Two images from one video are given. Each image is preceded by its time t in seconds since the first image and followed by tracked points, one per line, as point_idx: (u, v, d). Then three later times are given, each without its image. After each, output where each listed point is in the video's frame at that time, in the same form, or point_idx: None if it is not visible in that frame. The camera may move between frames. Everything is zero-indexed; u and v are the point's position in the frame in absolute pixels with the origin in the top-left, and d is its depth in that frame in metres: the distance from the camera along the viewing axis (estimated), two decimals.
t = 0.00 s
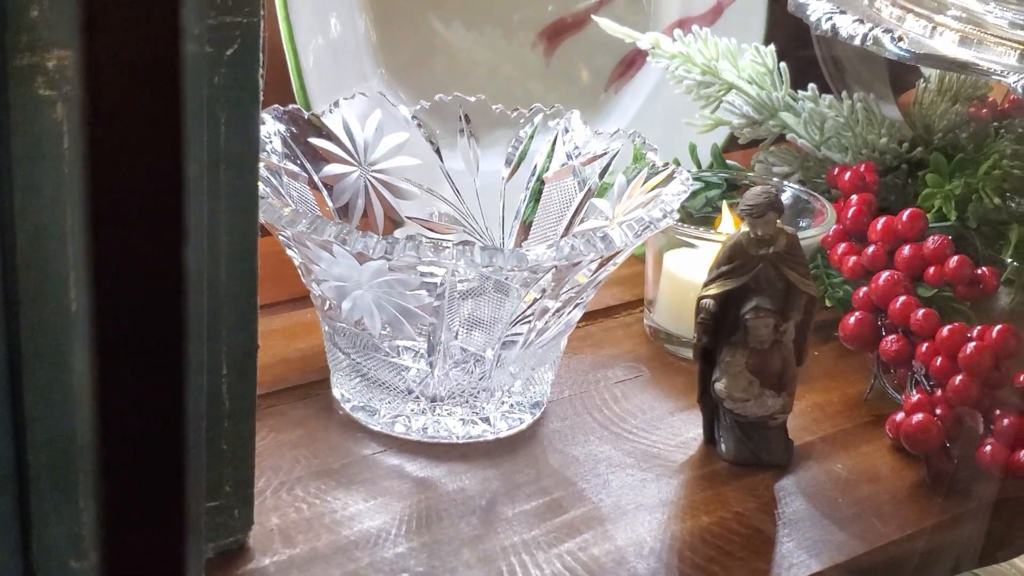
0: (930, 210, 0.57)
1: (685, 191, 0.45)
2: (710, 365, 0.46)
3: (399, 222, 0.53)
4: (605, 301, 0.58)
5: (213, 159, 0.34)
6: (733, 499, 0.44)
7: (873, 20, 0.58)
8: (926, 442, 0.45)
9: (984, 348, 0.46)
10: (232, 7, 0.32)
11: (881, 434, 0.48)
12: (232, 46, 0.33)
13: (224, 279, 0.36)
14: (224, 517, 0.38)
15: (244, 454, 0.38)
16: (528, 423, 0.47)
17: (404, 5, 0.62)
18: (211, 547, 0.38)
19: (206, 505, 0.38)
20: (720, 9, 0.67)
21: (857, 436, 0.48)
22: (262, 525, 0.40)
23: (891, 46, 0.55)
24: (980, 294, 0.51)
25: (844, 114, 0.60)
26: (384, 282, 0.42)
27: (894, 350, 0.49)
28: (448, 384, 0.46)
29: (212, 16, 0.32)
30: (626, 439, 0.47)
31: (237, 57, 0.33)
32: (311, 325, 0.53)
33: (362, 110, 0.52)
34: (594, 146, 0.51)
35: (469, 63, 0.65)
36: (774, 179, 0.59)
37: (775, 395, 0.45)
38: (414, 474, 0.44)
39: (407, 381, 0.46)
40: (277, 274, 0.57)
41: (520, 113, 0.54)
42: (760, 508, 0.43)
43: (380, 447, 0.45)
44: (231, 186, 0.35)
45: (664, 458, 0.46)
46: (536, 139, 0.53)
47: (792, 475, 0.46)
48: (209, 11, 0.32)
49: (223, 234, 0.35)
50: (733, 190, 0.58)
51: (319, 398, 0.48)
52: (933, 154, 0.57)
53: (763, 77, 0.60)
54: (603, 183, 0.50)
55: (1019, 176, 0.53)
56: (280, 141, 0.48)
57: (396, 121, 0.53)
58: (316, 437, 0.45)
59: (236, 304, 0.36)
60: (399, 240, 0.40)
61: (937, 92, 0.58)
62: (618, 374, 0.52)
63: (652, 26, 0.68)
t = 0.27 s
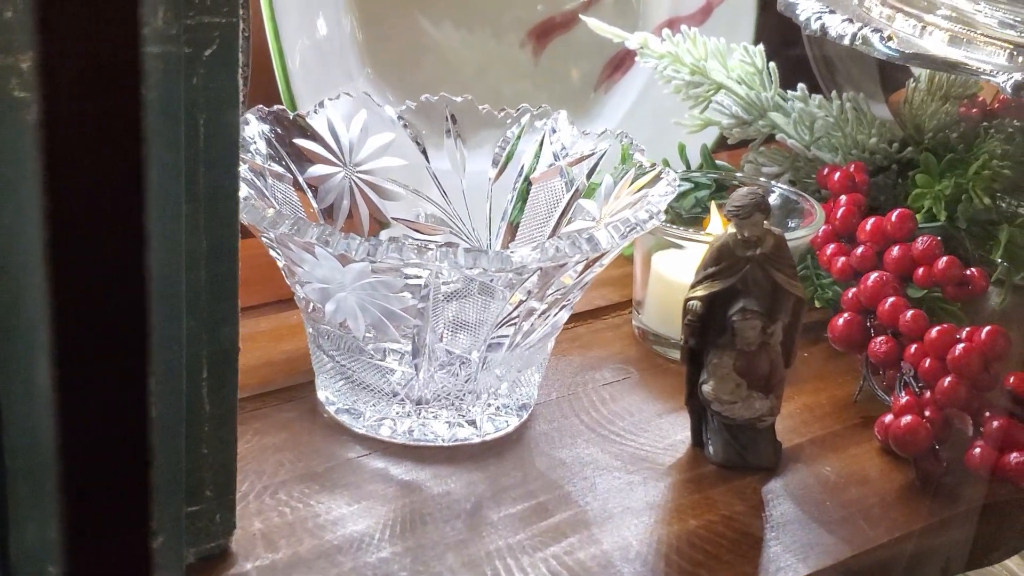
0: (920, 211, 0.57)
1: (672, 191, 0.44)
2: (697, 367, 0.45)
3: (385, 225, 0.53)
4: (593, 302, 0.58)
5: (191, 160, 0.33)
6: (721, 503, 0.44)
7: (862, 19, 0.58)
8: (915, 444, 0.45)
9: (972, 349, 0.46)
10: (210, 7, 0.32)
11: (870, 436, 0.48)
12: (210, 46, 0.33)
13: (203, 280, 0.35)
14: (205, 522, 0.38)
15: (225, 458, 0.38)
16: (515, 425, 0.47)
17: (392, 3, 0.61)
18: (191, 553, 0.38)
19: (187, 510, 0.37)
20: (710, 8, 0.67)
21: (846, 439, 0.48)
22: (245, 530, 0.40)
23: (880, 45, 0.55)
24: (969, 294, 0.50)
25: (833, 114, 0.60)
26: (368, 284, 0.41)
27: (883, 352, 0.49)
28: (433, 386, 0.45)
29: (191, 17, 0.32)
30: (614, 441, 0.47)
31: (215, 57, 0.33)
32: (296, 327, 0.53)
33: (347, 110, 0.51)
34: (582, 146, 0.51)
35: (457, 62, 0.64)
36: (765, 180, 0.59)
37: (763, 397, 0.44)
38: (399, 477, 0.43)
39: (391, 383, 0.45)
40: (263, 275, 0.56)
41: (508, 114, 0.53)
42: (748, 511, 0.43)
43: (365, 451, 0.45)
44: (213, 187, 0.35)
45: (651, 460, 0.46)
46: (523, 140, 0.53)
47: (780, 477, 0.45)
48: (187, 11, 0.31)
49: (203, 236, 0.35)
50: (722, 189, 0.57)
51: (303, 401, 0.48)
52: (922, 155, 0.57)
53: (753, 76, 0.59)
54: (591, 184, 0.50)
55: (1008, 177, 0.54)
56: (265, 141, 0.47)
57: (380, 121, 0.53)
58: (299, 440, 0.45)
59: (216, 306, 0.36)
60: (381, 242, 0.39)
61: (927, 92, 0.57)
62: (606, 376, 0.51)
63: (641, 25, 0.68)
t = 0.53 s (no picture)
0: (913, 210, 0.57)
1: (664, 190, 0.44)
2: (690, 367, 0.45)
3: (377, 224, 0.53)
4: (587, 302, 0.57)
5: (178, 159, 0.33)
6: (713, 503, 0.43)
7: (856, 19, 0.57)
8: (909, 445, 0.45)
9: (966, 349, 0.45)
10: (198, 5, 0.32)
11: (864, 436, 0.48)
12: (197, 45, 0.32)
13: (191, 280, 0.35)
14: (194, 523, 0.38)
15: (213, 458, 0.38)
16: (506, 425, 0.47)
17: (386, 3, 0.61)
18: (180, 554, 0.38)
19: (175, 511, 0.37)
20: (704, 8, 0.67)
21: (839, 439, 0.48)
22: (234, 531, 0.40)
23: (874, 44, 0.54)
24: (962, 293, 0.50)
25: (827, 113, 0.60)
26: (358, 284, 0.41)
27: (876, 352, 0.48)
28: (425, 386, 0.45)
29: (178, 15, 0.31)
30: (606, 442, 0.47)
31: (203, 56, 0.33)
32: (287, 327, 0.53)
33: (337, 109, 0.51)
34: (574, 146, 0.51)
35: (451, 62, 0.64)
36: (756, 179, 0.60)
37: (756, 397, 0.44)
38: (389, 478, 0.43)
39: (382, 384, 0.45)
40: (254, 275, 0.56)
41: (500, 113, 0.53)
42: (740, 511, 0.43)
43: (356, 451, 0.45)
44: (200, 186, 0.34)
45: (644, 461, 0.46)
46: (515, 140, 0.53)
47: (774, 478, 0.45)
48: (174, 9, 0.31)
49: (190, 235, 0.35)
50: (716, 189, 0.57)
51: (294, 402, 0.47)
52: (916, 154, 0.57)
53: (746, 76, 0.60)
54: (583, 183, 0.50)
55: (1002, 177, 0.54)
56: (255, 141, 0.47)
57: (372, 121, 0.52)
58: (290, 441, 0.45)
59: (205, 306, 0.36)
60: (372, 241, 0.39)
61: (922, 91, 0.57)
62: (599, 376, 0.51)
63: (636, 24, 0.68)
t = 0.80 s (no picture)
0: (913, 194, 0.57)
1: (661, 171, 0.43)
2: (688, 350, 0.45)
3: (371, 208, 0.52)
4: (583, 288, 0.57)
5: (165, 134, 0.33)
6: (712, 487, 0.43)
7: None
8: (909, 427, 0.44)
9: (967, 332, 0.45)
10: None
11: (864, 421, 0.47)
12: (186, 17, 0.32)
13: (180, 258, 0.35)
14: (184, 505, 0.37)
15: (204, 439, 0.37)
16: (502, 409, 0.46)
17: None
18: (171, 536, 0.37)
19: (165, 492, 0.37)
20: None
21: (838, 423, 0.47)
22: (226, 514, 0.39)
23: (873, 26, 0.54)
24: (963, 277, 0.50)
25: (825, 98, 0.59)
26: (351, 264, 0.41)
27: (876, 335, 0.48)
28: (420, 369, 0.45)
29: None
30: (603, 426, 0.46)
31: (192, 29, 0.32)
32: (280, 312, 0.52)
33: (331, 91, 0.51)
34: (571, 127, 0.51)
35: (445, 47, 0.63)
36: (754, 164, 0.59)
37: (754, 379, 0.44)
38: (383, 461, 0.43)
39: (376, 366, 0.45)
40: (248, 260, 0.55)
41: (496, 95, 0.53)
42: (738, 494, 0.42)
43: (350, 434, 0.44)
44: (190, 160, 0.34)
45: (641, 445, 0.45)
46: (510, 123, 0.52)
47: (772, 461, 0.45)
48: None
49: (181, 210, 0.34)
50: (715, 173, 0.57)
51: (286, 386, 0.47)
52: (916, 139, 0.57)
53: (744, 59, 0.59)
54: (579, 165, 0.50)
55: (1002, 160, 0.53)
56: (247, 122, 0.46)
57: (366, 103, 0.52)
58: (283, 424, 0.44)
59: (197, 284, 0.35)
60: (365, 220, 0.39)
61: (921, 75, 0.56)
62: (595, 361, 0.51)
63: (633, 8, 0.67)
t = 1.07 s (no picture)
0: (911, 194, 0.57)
1: (661, 170, 0.43)
2: (688, 349, 0.45)
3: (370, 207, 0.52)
4: (582, 287, 0.57)
5: (163, 132, 0.32)
6: (711, 487, 0.43)
7: None
8: (910, 427, 0.44)
9: (966, 331, 0.45)
10: None
11: (864, 420, 0.47)
12: (185, 14, 0.32)
13: (178, 256, 0.34)
14: (182, 505, 0.37)
15: (201, 439, 0.37)
16: (501, 409, 0.46)
17: None
18: (169, 536, 0.37)
19: (164, 492, 0.36)
20: None
21: (839, 422, 0.47)
22: (224, 514, 0.39)
23: (873, 25, 0.54)
24: (963, 276, 0.50)
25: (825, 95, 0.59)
26: (349, 263, 0.41)
27: (877, 335, 0.48)
28: (419, 368, 0.44)
29: None
30: (603, 425, 0.46)
31: (191, 26, 0.32)
32: (279, 312, 0.52)
33: (330, 90, 0.50)
34: (569, 126, 0.51)
35: (443, 47, 0.63)
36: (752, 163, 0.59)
37: (754, 378, 0.44)
38: (382, 461, 0.43)
39: (375, 366, 0.44)
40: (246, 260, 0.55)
41: (495, 93, 0.53)
42: (739, 494, 0.42)
43: (349, 434, 0.44)
44: (188, 158, 0.34)
45: (641, 445, 0.45)
46: (509, 122, 0.52)
47: (772, 461, 0.45)
48: None
49: (179, 209, 0.34)
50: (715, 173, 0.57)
51: (285, 386, 0.47)
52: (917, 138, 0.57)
53: (744, 58, 0.59)
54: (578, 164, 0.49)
55: (1005, 160, 0.53)
56: (246, 121, 0.46)
57: (365, 102, 0.52)
58: (282, 424, 0.44)
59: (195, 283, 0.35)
60: (364, 219, 0.38)
61: (922, 74, 0.55)
62: (595, 360, 0.51)
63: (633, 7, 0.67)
